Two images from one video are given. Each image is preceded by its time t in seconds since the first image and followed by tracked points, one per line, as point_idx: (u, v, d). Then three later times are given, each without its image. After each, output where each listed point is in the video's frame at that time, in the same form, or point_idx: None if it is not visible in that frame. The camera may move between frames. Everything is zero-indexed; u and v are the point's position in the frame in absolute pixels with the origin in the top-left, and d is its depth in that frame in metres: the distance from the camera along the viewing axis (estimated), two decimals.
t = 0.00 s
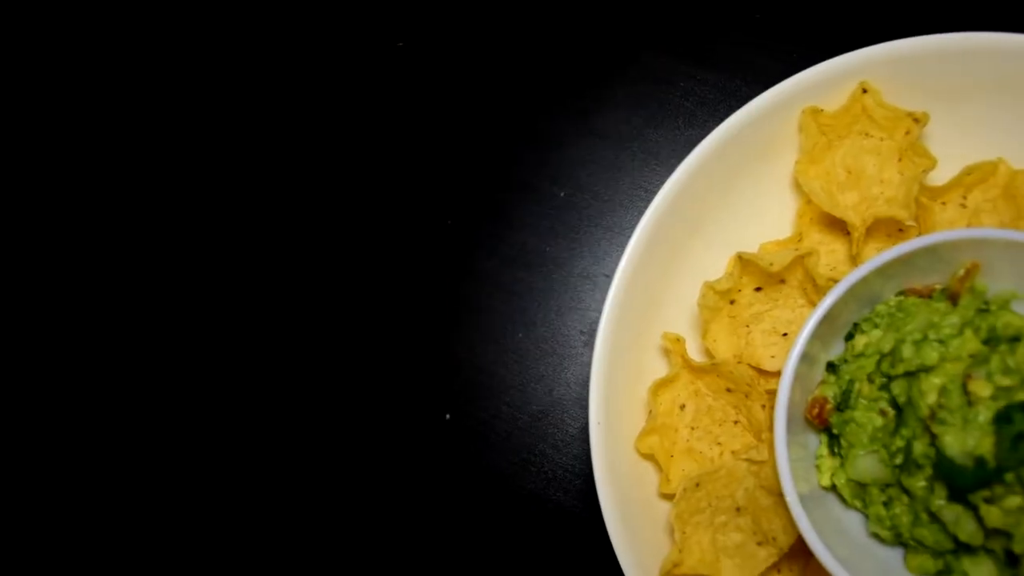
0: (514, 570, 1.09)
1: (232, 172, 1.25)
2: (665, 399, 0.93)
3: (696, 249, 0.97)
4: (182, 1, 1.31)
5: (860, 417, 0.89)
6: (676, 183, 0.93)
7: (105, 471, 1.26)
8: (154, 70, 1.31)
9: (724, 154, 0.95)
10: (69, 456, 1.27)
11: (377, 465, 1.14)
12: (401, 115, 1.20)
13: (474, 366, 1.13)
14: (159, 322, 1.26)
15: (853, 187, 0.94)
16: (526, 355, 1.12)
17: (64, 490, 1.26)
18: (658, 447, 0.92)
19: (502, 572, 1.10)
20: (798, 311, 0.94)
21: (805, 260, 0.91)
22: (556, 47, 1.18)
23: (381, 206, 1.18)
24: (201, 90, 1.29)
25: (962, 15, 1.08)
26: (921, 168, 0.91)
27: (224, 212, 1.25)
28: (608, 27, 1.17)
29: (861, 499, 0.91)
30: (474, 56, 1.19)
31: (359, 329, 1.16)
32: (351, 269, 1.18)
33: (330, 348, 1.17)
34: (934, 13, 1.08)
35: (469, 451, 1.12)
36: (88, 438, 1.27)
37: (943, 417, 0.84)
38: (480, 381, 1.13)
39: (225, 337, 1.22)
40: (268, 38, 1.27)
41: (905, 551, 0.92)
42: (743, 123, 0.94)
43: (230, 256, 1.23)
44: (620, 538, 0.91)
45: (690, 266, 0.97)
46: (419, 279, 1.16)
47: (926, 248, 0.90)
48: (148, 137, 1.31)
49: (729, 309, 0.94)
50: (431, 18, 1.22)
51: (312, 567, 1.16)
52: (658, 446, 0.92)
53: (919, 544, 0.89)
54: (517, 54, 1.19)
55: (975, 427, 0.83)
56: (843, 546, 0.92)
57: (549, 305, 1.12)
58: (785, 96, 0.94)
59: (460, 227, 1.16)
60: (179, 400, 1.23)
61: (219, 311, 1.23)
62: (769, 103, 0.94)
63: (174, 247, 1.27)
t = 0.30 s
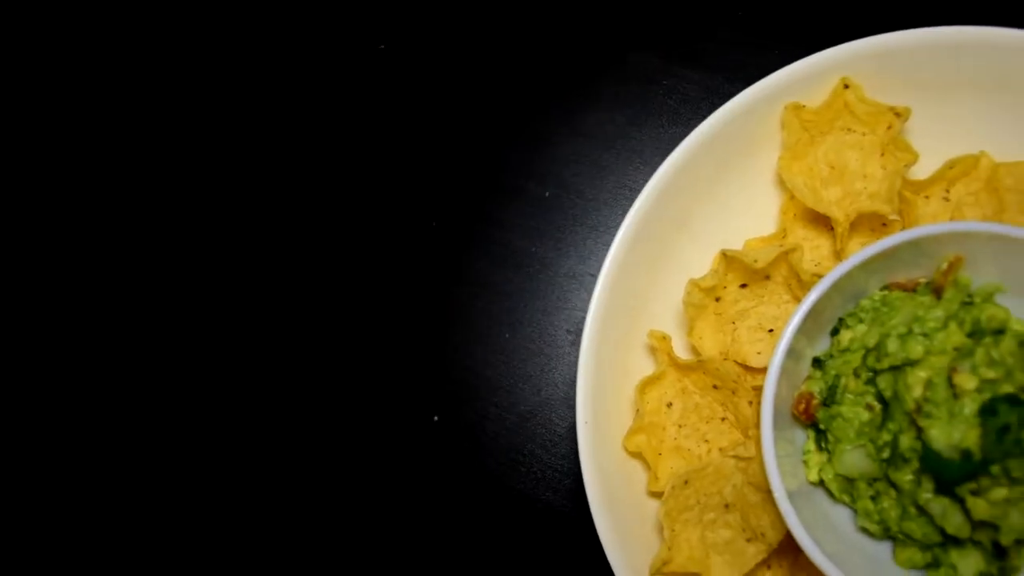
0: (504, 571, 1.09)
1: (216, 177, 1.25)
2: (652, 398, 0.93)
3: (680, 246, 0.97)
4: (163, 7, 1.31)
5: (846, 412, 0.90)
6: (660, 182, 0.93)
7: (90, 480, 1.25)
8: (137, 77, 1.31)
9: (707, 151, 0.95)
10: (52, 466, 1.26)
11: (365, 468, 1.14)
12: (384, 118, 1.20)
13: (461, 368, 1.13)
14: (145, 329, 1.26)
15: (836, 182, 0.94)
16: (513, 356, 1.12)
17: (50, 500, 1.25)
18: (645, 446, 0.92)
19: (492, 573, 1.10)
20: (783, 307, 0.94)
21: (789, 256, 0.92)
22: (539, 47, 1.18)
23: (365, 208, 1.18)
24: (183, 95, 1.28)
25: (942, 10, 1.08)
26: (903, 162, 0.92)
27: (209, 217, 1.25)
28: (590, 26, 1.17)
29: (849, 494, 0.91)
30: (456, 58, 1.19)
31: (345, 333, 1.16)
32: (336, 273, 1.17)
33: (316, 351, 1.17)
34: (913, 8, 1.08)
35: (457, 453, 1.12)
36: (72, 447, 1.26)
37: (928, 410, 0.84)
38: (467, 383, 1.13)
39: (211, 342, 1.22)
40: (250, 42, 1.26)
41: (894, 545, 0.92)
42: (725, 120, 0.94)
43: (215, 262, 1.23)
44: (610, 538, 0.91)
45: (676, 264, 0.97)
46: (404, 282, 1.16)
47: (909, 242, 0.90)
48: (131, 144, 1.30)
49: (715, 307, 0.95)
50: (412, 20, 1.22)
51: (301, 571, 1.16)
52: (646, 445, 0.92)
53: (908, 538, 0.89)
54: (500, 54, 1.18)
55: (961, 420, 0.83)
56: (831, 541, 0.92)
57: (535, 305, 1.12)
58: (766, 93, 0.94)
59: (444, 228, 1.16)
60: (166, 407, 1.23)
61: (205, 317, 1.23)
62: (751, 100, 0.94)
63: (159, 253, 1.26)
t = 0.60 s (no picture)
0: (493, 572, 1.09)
1: (201, 183, 1.25)
2: (638, 396, 0.94)
3: (664, 245, 0.97)
4: (144, 13, 1.30)
5: (832, 407, 0.90)
6: (642, 181, 0.93)
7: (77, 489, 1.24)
8: (119, 84, 1.30)
9: (690, 150, 0.95)
10: (40, 476, 1.25)
11: (354, 472, 1.14)
12: (367, 120, 1.20)
13: (448, 369, 1.13)
14: (132, 336, 1.25)
15: (818, 177, 0.94)
16: (498, 357, 1.12)
17: (38, 510, 1.25)
18: (632, 444, 0.92)
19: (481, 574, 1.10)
20: (768, 303, 0.94)
21: (772, 252, 0.92)
22: (520, 47, 1.18)
23: (348, 211, 1.18)
24: (166, 102, 1.28)
25: (919, 4, 1.09)
26: (884, 157, 0.92)
27: (194, 223, 1.24)
28: (570, 25, 1.17)
29: (835, 489, 0.91)
30: (437, 60, 1.19)
31: (330, 336, 1.16)
32: (322, 276, 1.17)
33: (302, 355, 1.16)
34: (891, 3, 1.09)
35: (445, 455, 1.11)
36: (59, 457, 1.25)
37: (914, 403, 0.84)
38: (455, 384, 1.12)
39: (198, 348, 1.21)
40: (231, 47, 1.26)
41: (881, 539, 0.92)
42: (706, 118, 0.94)
43: (201, 268, 1.23)
44: (598, 537, 0.91)
45: (659, 262, 0.97)
46: (390, 285, 1.15)
47: (891, 237, 0.90)
48: (114, 151, 1.30)
49: (699, 304, 0.94)
50: (393, 22, 1.22)
51: None
52: (633, 443, 0.92)
53: (895, 531, 0.89)
54: (481, 55, 1.18)
55: (945, 413, 0.84)
56: (819, 536, 0.92)
57: (521, 306, 1.12)
58: (747, 90, 0.95)
59: (428, 230, 1.16)
60: (154, 414, 1.22)
61: (191, 323, 1.22)
62: (733, 98, 0.95)
63: (145, 260, 1.26)
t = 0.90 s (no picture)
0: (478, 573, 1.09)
1: (177, 193, 1.25)
2: (617, 394, 0.94)
3: (638, 242, 0.97)
4: (115, 26, 1.30)
5: (809, 399, 0.90)
6: (614, 179, 0.93)
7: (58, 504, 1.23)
8: (91, 96, 1.30)
9: (660, 146, 0.95)
10: (8, 492, 1.25)
11: (336, 477, 1.13)
12: (340, 125, 1.19)
13: (427, 373, 1.13)
14: (111, 348, 1.25)
15: (791, 171, 0.94)
16: (478, 358, 1.12)
17: None
18: (612, 442, 0.93)
19: None
20: (744, 298, 0.95)
21: (746, 247, 0.92)
22: (491, 49, 1.18)
23: (324, 216, 1.18)
24: (140, 113, 1.28)
25: None
26: (855, 149, 0.92)
27: (171, 233, 1.24)
28: (540, 25, 1.17)
29: (815, 481, 0.91)
30: (409, 63, 1.19)
31: (308, 342, 1.16)
32: (299, 283, 1.17)
33: (281, 362, 1.16)
34: None
35: (427, 458, 1.11)
36: (40, 472, 1.24)
37: (890, 394, 0.85)
38: (434, 387, 1.12)
39: (170, 360, 1.22)
40: (202, 56, 1.26)
41: (863, 529, 0.92)
42: (677, 114, 0.94)
43: (179, 278, 1.23)
44: (580, 536, 0.91)
45: (634, 259, 0.97)
46: (367, 289, 1.15)
47: (864, 228, 0.91)
48: (80, 164, 1.29)
49: (676, 301, 0.95)
50: (364, 27, 1.21)
51: None
52: (613, 441, 0.92)
53: (875, 521, 0.90)
54: (452, 57, 1.18)
55: (922, 402, 0.84)
56: (800, 528, 0.92)
57: (499, 307, 1.12)
58: (717, 86, 0.95)
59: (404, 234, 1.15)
60: (136, 425, 1.22)
61: (170, 334, 1.22)
62: (703, 94, 0.95)
63: (123, 272, 1.26)
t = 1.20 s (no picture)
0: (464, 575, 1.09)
1: (156, 201, 1.25)
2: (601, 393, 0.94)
3: (617, 240, 0.97)
4: (84, 38, 1.30)
5: (791, 393, 0.90)
6: (592, 178, 0.93)
7: (42, 515, 1.23)
8: (67, 105, 1.29)
9: (638, 145, 0.95)
10: None
11: (321, 482, 1.13)
12: (318, 130, 1.19)
13: (410, 376, 1.12)
14: (94, 358, 1.25)
15: (768, 166, 0.95)
16: (460, 360, 1.12)
17: None
18: (596, 440, 0.93)
19: None
20: (725, 294, 0.95)
21: (725, 243, 0.92)
22: (468, 49, 1.17)
23: (304, 221, 1.17)
24: (112, 123, 1.28)
25: None
26: (832, 143, 0.93)
27: (152, 242, 1.24)
28: (517, 25, 1.17)
29: (799, 475, 0.92)
30: (385, 67, 1.19)
31: (291, 348, 1.15)
32: (280, 289, 1.17)
33: (264, 368, 1.16)
34: None
35: (411, 461, 1.11)
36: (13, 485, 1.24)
37: (871, 385, 0.85)
38: (417, 390, 1.12)
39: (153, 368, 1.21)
40: (178, 63, 1.26)
41: (847, 522, 0.92)
42: (653, 113, 0.94)
43: (160, 286, 1.23)
44: (566, 535, 0.91)
45: (614, 258, 0.97)
46: (343, 294, 1.15)
47: (842, 221, 0.91)
48: (58, 173, 1.29)
49: (656, 298, 0.95)
50: (340, 31, 1.21)
51: None
52: (596, 439, 0.93)
53: (859, 514, 0.90)
54: (429, 58, 1.18)
55: (902, 394, 0.84)
56: (784, 522, 0.92)
57: (481, 309, 1.12)
58: (693, 83, 0.95)
59: (384, 237, 1.15)
60: (114, 435, 1.22)
61: (153, 342, 1.22)
62: (678, 91, 0.95)
63: (103, 281, 1.25)
